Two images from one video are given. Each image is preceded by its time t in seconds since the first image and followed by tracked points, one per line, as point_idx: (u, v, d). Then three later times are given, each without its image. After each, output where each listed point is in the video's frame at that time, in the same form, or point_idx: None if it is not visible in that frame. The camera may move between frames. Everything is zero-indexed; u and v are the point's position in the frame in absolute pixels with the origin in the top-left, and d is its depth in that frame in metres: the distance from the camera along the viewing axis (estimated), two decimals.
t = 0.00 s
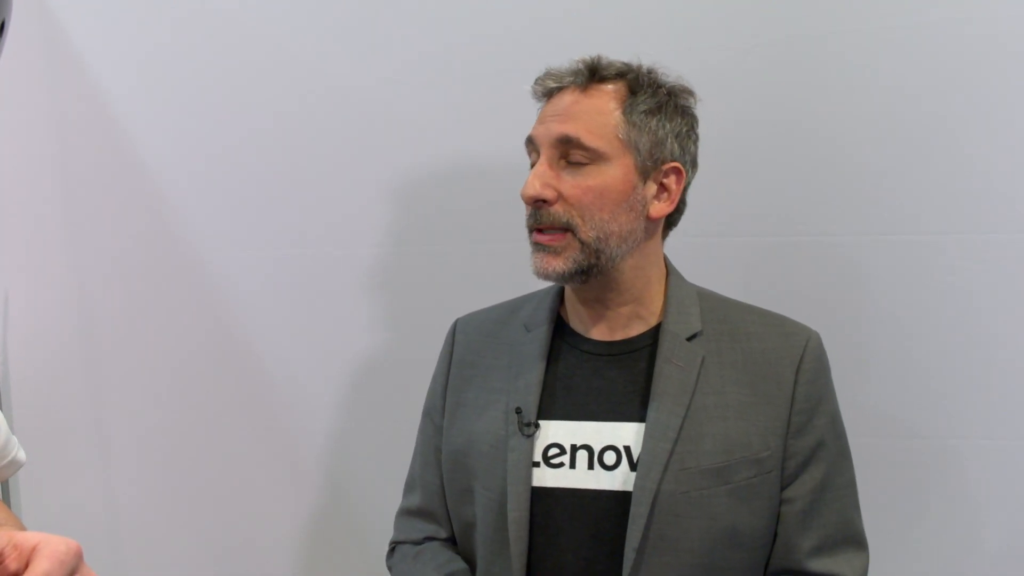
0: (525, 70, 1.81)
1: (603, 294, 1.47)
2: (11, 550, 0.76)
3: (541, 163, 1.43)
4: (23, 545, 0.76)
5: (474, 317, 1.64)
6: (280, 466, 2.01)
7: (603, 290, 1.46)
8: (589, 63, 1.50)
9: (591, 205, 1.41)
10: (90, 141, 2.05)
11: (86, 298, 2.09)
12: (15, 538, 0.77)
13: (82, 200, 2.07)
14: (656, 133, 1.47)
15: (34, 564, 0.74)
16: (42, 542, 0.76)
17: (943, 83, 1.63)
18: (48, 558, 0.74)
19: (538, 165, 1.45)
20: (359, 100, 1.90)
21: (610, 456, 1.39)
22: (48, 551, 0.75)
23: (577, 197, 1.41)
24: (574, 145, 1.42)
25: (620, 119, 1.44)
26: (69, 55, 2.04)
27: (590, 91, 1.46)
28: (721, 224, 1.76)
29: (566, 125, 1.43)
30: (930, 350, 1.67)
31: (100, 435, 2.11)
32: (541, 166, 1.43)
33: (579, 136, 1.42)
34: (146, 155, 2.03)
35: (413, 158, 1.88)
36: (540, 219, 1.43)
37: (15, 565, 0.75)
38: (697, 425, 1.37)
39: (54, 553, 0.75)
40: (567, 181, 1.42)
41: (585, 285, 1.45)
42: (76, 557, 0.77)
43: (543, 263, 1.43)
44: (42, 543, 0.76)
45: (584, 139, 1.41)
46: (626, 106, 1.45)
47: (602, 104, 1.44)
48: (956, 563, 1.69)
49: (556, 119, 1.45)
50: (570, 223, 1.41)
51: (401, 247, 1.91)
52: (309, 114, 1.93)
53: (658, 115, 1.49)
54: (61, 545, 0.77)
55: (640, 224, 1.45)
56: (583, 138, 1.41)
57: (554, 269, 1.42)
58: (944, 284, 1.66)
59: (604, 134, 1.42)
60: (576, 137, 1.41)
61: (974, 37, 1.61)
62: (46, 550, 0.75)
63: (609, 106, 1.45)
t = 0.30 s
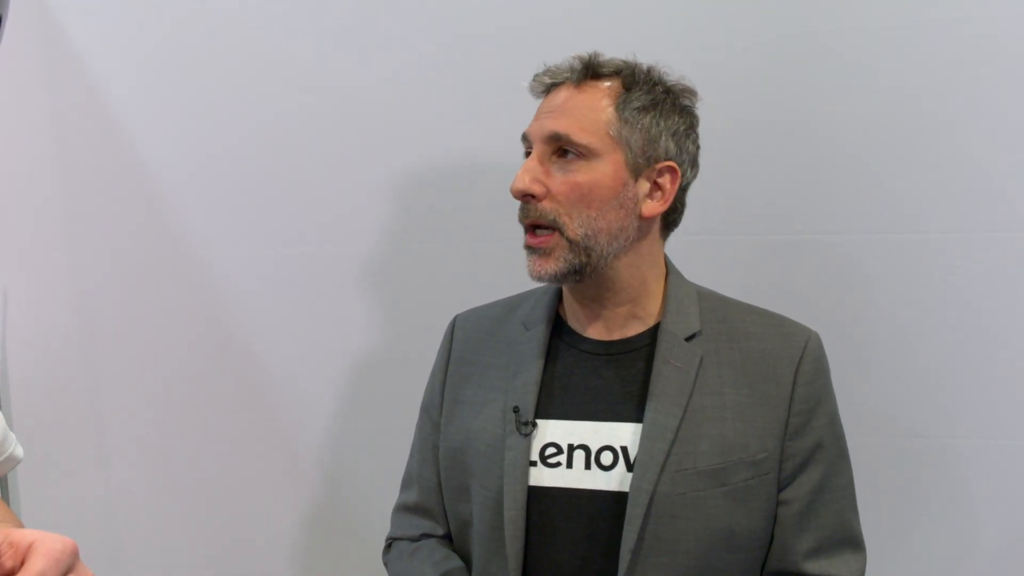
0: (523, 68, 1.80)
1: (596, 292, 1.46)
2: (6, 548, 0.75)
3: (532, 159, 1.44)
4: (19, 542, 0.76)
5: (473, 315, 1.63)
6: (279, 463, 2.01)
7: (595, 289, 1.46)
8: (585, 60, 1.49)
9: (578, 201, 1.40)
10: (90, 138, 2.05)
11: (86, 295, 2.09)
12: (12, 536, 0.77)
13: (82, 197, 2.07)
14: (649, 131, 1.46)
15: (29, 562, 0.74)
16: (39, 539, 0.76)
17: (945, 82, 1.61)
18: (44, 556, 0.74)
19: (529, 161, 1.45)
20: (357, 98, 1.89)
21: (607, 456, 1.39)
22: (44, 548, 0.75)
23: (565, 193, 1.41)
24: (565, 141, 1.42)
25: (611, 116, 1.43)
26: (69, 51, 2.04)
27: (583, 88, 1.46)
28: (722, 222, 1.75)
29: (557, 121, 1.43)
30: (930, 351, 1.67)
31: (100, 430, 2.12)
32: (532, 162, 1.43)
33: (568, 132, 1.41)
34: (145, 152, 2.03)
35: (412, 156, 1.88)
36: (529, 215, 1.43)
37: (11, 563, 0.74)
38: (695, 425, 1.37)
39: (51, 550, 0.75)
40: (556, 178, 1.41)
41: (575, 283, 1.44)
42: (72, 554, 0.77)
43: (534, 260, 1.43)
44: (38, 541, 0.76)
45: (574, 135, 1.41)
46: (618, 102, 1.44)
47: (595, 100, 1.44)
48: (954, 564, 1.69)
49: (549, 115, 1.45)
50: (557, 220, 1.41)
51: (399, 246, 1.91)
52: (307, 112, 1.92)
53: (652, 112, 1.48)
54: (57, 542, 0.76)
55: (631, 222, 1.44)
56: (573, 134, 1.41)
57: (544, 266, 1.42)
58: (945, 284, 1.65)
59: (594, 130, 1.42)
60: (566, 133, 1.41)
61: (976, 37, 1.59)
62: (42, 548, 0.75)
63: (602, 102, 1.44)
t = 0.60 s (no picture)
0: (523, 68, 1.80)
1: (595, 292, 1.46)
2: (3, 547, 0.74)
3: (530, 159, 1.43)
4: (16, 542, 0.74)
5: (472, 315, 1.63)
6: (278, 463, 2.01)
7: (594, 289, 1.46)
8: (583, 60, 1.49)
9: (577, 202, 1.40)
10: (90, 138, 2.05)
11: (85, 296, 2.09)
12: (9, 535, 0.75)
13: (82, 198, 2.07)
14: (648, 131, 1.46)
15: (24, 562, 0.71)
16: (35, 539, 0.74)
17: (945, 84, 1.61)
18: (39, 555, 0.71)
19: (528, 162, 1.45)
20: (357, 97, 1.89)
21: (607, 457, 1.39)
22: (41, 547, 0.72)
23: (563, 194, 1.40)
24: (563, 141, 1.41)
25: (610, 116, 1.43)
26: (70, 52, 2.04)
27: (582, 88, 1.45)
28: (721, 223, 1.75)
29: (555, 121, 1.43)
30: (930, 353, 1.66)
31: (98, 431, 2.12)
32: (530, 162, 1.43)
33: (567, 133, 1.41)
34: (145, 152, 2.03)
35: (411, 156, 1.88)
36: (528, 215, 1.43)
37: (7, 562, 0.73)
38: (694, 426, 1.36)
39: (46, 550, 0.72)
40: (555, 178, 1.41)
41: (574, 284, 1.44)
42: (70, 554, 0.74)
43: (531, 260, 1.43)
44: (34, 539, 0.73)
45: (572, 136, 1.41)
46: (617, 102, 1.44)
47: (593, 101, 1.44)
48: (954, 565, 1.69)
49: (547, 115, 1.45)
50: (556, 221, 1.40)
51: (398, 245, 1.91)
52: (306, 112, 1.92)
53: (651, 112, 1.48)
54: (54, 541, 0.74)
55: (629, 223, 1.44)
56: (572, 135, 1.41)
57: (541, 266, 1.41)
58: (944, 284, 1.65)
59: (593, 130, 1.41)
60: (564, 133, 1.41)
61: (975, 36, 1.59)
62: (37, 547, 0.72)
63: (600, 102, 1.44)
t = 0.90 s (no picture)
0: (524, 69, 1.81)
1: (599, 292, 1.47)
2: None
3: (535, 160, 1.43)
4: (12, 541, 0.77)
5: (469, 313, 1.64)
6: (277, 465, 2.01)
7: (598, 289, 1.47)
8: (585, 61, 1.50)
9: (585, 204, 1.41)
10: (90, 138, 2.05)
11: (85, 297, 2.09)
12: (6, 535, 0.78)
13: (82, 198, 2.07)
14: (650, 133, 1.47)
15: (22, 560, 0.75)
16: (32, 538, 0.77)
17: (942, 83, 1.63)
18: (36, 555, 0.75)
19: (532, 162, 1.45)
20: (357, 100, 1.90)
21: (603, 450, 1.40)
22: (38, 547, 0.76)
23: (571, 195, 1.41)
24: (569, 143, 1.42)
25: (614, 118, 1.44)
26: (70, 53, 2.04)
27: (585, 90, 1.46)
28: (718, 221, 1.77)
29: (560, 122, 1.43)
30: (927, 348, 1.68)
31: (97, 432, 2.12)
32: (535, 163, 1.43)
33: (573, 135, 1.41)
34: (144, 154, 2.03)
35: (411, 158, 1.88)
36: (534, 216, 1.43)
37: (4, 561, 0.76)
38: (691, 419, 1.37)
39: (43, 550, 0.76)
40: (561, 179, 1.42)
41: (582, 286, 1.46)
42: (65, 553, 0.78)
43: (540, 262, 1.44)
44: (31, 539, 0.77)
45: (579, 137, 1.41)
46: (621, 105, 1.45)
47: (597, 103, 1.44)
48: (949, 559, 1.70)
49: (551, 116, 1.45)
50: (565, 223, 1.41)
51: (398, 247, 1.91)
52: (307, 116, 1.93)
53: (653, 114, 1.49)
54: (50, 540, 0.77)
55: (634, 224, 1.45)
56: (578, 137, 1.41)
57: (551, 268, 1.42)
58: (939, 281, 1.67)
59: (598, 133, 1.42)
60: (570, 135, 1.41)
61: (972, 36, 1.61)
62: (35, 547, 0.76)
63: (604, 104, 1.45)
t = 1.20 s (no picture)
0: (525, 69, 1.82)
1: (603, 290, 1.47)
2: None
3: (539, 160, 1.44)
4: (10, 538, 0.84)
5: (470, 312, 1.64)
6: (277, 465, 2.00)
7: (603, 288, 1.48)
8: (585, 60, 1.50)
9: (591, 202, 1.41)
10: (91, 138, 2.05)
11: (86, 296, 2.08)
12: (4, 533, 0.85)
13: (82, 198, 2.07)
14: (652, 131, 1.48)
15: (21, 556, 0.81)
16: (28, 535, 0.84)
17: (942, 82, 1.63)
18: (33, 551, 0.81)
19: (535, 162, 1.45)
20: (358, 100, 1.90)
21: (605, 446, 1.39)
22: (34, 544, 0.82)
23: (577, 194, 1.41)
24: (573, 142, 1.42)
25: (617, 117, 1.44)
26: (71, 53, 2.04)
27: (586, 89, 1.46)
28: (719, 221, 1.77)
29: (563, 121, 1.43)
30: (927, 347, 1.68)
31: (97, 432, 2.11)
32: (539, 162, 1.43)
33: (577, 134, 1.42)
34: (145, 153, 2.03)
35: (411, 158, 1.89)
36: (539, 216, 1.43)
37: (2, 558, 0.83)
38: (694, 415, 1.37)
39: (41, 544, 0.83)
40: (566, 178, 1.42)
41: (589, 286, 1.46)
42: (62, 548, 0.85)
43: (547, 263, 1.44)
44: (28, 536, 0.84)
45: (583, 136, 1.42)
46: (623, 104, 1.46)
47: (599, 102, 1.45)
48: (949, 557, 1.70)
49: (553, 116, 1.45)
50: (573, 222, 1.42)
51: (398, 247, 1.91)
52: (307, 116, 1.93)
53: (654, 112, 1.50)
54: (47, 538, 0.84)
55: (638, 221, 1.46)
56: (582, 136, 1.42)
57: (560, 272, 1.43)
58: (940, 281, 1.67)
59: (602, 132, 1.43)
60: (575, 134, 1.41)
61: (971, 37, 1.61)
62: (32, 543, 0.83)
63: (606, 103, 1.45)
